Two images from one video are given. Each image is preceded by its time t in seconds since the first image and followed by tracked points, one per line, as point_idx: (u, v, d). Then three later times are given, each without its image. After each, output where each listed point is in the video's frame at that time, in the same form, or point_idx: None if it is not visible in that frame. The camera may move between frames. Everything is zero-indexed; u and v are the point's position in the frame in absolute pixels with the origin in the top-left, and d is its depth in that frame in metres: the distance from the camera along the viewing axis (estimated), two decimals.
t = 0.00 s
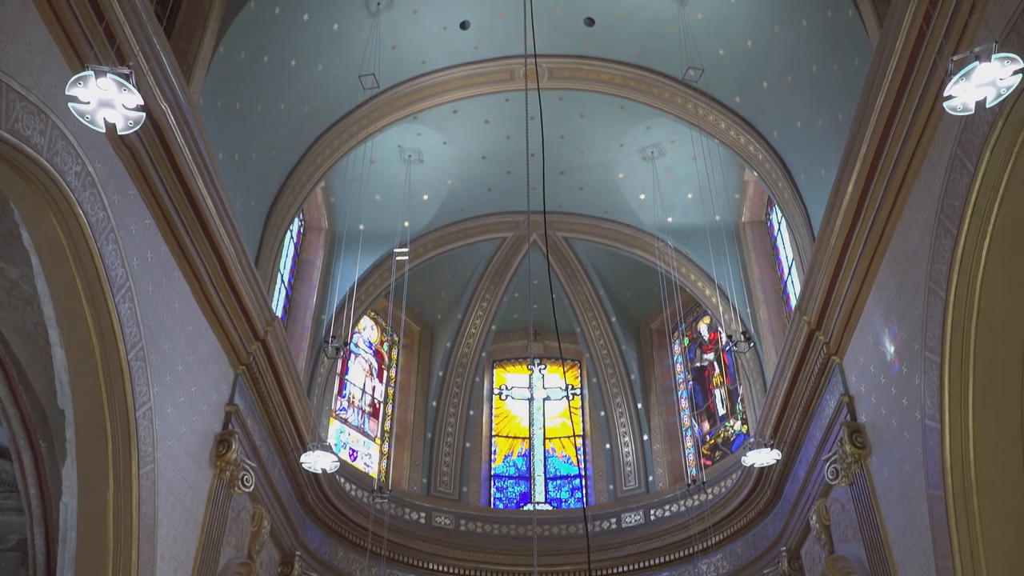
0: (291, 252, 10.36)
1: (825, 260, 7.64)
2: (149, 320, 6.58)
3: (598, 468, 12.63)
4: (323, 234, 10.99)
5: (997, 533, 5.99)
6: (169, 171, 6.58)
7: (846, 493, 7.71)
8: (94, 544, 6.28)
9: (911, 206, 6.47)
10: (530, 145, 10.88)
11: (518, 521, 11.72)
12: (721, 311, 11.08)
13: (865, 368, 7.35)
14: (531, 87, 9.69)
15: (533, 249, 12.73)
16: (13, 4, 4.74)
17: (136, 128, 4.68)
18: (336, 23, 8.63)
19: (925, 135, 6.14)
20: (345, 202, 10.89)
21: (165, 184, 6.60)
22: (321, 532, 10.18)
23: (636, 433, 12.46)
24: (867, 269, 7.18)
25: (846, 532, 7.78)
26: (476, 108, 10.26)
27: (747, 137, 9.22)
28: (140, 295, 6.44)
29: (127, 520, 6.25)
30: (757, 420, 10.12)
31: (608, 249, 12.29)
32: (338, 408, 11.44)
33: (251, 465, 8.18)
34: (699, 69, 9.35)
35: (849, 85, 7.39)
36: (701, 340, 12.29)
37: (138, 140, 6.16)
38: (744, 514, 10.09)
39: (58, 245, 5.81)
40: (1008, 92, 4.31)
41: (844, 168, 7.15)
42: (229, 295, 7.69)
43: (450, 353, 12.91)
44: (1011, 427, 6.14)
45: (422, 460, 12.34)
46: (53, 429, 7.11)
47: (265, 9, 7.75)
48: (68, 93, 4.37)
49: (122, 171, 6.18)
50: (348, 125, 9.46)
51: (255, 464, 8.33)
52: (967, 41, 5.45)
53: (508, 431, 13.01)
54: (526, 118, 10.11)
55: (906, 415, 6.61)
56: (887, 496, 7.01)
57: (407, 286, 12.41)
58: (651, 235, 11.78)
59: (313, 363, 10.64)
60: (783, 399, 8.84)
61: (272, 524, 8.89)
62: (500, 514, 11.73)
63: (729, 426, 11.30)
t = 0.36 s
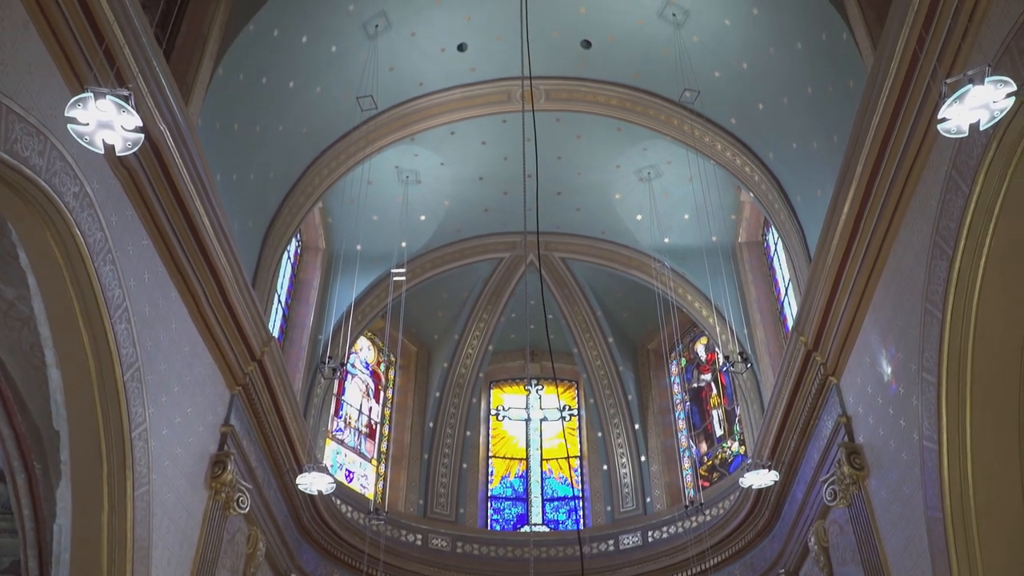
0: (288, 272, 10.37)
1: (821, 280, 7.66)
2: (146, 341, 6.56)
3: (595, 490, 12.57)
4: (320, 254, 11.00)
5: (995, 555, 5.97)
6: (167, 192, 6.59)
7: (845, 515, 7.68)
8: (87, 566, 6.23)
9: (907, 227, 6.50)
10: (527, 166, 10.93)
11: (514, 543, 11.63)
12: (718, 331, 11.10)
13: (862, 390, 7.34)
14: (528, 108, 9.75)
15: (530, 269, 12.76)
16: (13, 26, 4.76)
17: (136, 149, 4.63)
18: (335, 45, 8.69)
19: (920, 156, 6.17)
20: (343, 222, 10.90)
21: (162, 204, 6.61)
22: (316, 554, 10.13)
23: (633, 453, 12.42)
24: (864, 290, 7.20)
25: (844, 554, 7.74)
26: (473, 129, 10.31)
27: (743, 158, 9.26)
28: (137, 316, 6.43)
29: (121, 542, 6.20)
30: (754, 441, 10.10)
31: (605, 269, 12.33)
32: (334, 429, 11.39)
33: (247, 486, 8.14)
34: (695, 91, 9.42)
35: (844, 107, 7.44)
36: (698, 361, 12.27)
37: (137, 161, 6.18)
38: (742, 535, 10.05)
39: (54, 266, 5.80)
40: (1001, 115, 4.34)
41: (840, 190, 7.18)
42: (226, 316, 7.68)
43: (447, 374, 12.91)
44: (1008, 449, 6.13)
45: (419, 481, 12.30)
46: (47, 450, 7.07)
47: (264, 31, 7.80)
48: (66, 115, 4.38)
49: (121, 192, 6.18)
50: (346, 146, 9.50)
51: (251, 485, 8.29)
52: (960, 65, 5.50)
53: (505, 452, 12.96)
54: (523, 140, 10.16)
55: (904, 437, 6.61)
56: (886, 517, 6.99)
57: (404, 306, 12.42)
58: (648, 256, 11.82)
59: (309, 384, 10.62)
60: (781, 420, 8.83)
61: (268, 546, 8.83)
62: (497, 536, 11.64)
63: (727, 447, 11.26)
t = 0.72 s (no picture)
0: (285, 293, 10.37)
1: (818, 302, 7.66)
2: (142, 362, 6.55)
3: (592, 512, 12.49)
4: (317, 275, 11.02)
5: None
6: (164, 213, 6.59)
7: (844, 538, 7.64)
8: None
9: (903, 249, 6.51)
10: (524, 188, 10.97)
11: (512, 566, 11.58)
12: (715, 353, 11.10)
13: (860, 412, 7.33)
14: (525, 131, 9.80)
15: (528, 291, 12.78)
16: (14, 49, 4.78)
17: (134, 171, 4.68)
18: (333, 68, 8.73)
19: (915, 179, 6.20)
20: (340, 243, 10.92)
21: (160, 226, 6.61)
22: None
23: (631, 476, 12.37)
24: (860, 312, 7.21)
25: None
26: (471, 151, 10.35)
27: (739, 181, 9.30)
28: (134, 337, 6.42)
29: (114, 565, 6.15)
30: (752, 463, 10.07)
31: (602, 291, 12.35)
32: (330, 451, 11.34)
33: (242, 509, 8.09)
34: (691, 114, 9.48)
35: (839, 130, 7.48)
36: (695, 382, 12.24)
37: (135, 183, 6.19)
38: (741, 558, 10.00)
39: (52, 287, 5.80)
40: (995, 138, 4.37)
41: (835, 212, 7.21)
42: (223, 337, 7.67)
43: (444, 396, 12.90)
44: (1006, 472, 6.12)
45: (415, 504, 12.24)
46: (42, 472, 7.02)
47: (262, 54, 7.85)
48: (66, 137, 4.39)
49: (119, 213, 6.18)
50: (344, 168, 9.53)
51: (246, 508, 8.24)
52: (954, 88, 5.54)
53: (502, 474, 12.91)
54: (521, 162, 10.21)
55: (902, 459, 6.59)
56: (885, 540, 6.95)
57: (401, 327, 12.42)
58: (645, 277, 11.84)
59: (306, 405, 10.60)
60: (779, 442, 8.81)
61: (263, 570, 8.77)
62: (494, 559, 11.60)
63: (724, 469, 11.22)
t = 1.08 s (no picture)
0: (283, 316, 10.35)
1: (816, 324, 7.67)
2: (139, 385, 6.53)
3: (591, 536, 12.43)
4: (315, 298, 11.00)
5: None
6: (162, 235, 6.58)
7: (844, 561, 7.59)
8: None
9: (900, 271, 6.53)
10: (521, 211, 10.99)
11: None
12: (713, 375, 11.09)
13: (859, 435, 7.32)
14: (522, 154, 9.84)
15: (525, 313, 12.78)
16: (14, 73, 4.81)
17: (133, 195, 4.68)
18: (332, 91, 8.78)
19: (911, 202, 6.22)
20: (339, 266, 10.93)
21: (158, 248, 6.60)
22: None
23: (629, 499, 12.32)
24: (858, 334, 7.21)
25: None
26: (469, 174, 10.39)
27: (737, 204, 9.33)
28: (131, 360, 6.41)
29: None
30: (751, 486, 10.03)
31: (600, 313, 12.35)
32: (327, 475, 11.28)
33: (238, 533, 8.03)
34: (687, 137, 9.52)
35: (835, 153, 7.51)
36: (694, 405, 12.22)
37: (133, 206, 6.19)
38: None
39: (49, 310, 5.79)
40: (990, 162, 4.39)
41: (832, 235, 7.23)
42: (220, 360, 7.66)
43: (442, 420, 12.89)
44: (1006, 495, 6.09)
45: (413, 527, 12.17)
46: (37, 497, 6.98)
47: (262, 78, 7.89)
48: (66, 161, 4.40)
49: (117, 236, 6.18)
50: (343, 191, 9.56)
51: (242, 532, 8.18)
52: (949, 112, 5.57)
53: (500, 498, 12.86)
54: (518, 185, 10.24)
55: (902, 482, 6.56)
56: (885, 565, 6.90)
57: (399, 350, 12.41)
58: (643, 300, 11.85)
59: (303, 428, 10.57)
60: (778, 464, 8.78)
61: None
62: None
63: (723, 493, 11.18)
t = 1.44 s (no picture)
0: (280, 339, 10.30)
1: (814, 348, 7.67)
2: (135, 409, 6.50)
3: (589, 561, 12.36)
4: (313, 320, 10.94)
5: None
6: (160, 257, 6.58)
7: None
8: None
9: (897, 295, 6.54)
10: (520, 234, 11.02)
11: None
12: (711, 399, 11.05)
13: (858, 459, 7.29)
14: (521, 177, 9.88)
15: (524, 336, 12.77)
16: (15, 97, 4.83)
17: (132, 219, 4.72)
18: (331, 115, 8.82)
19: (908, 226, 6.24)
20: (337, 288, 10.93)
21: (156, 270, 6.60)
22: None
23: (628, 524, 12.23)
24: (857, 358, 7.21)
25: None
26: (467, 198, 10.42)
27: (734, 228, 9.36)
28: (128, 383, 6.39)
29: None
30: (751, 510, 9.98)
31: (598, 336, 12.35)
32: (324, 499, 11.22)
33: (234, 558, 7.96)
34: (685, 161, 9.56)
35: (832, 177, 7.55)
36: (692, 429, 12.20)
37: (132, 229, 6.20)
38: None
39: (46, 333, 5.78)
40: (986, 186, 4.42)
41: (830, 259, 7.25)
42: (217, 383, 7.65)
43: (439, 443, 12.82)
44: (1006, 520, 6.06)
45: (410, 552, 12.06)
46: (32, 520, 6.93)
47: (261, 102, 7.93)
48: (66, 184, 4.42)
49: (116, 259, 6.18)
50: (341, 214, 9.59)
51: (238, 556, 8.12)
52: (944, 137, 5.61)
53: (498, 522, 12.82)
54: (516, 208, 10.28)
55: (902, 506, 6.53)
56: None
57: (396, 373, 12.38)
58: (641, 323, 11.85)
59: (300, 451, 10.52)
60: (777, 489, 8.75)
61: None
62: None
63: (723, 517, 11.09)
